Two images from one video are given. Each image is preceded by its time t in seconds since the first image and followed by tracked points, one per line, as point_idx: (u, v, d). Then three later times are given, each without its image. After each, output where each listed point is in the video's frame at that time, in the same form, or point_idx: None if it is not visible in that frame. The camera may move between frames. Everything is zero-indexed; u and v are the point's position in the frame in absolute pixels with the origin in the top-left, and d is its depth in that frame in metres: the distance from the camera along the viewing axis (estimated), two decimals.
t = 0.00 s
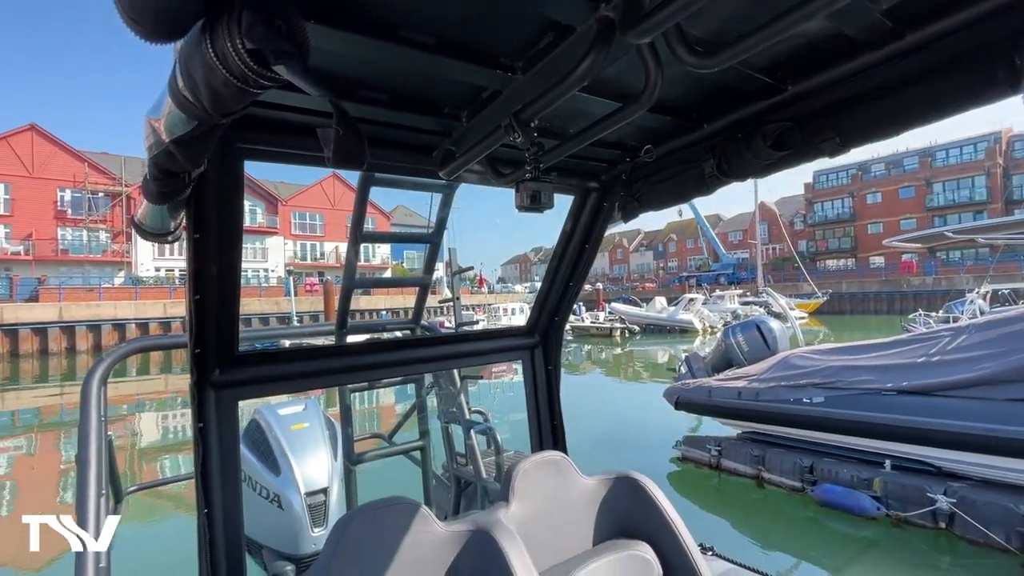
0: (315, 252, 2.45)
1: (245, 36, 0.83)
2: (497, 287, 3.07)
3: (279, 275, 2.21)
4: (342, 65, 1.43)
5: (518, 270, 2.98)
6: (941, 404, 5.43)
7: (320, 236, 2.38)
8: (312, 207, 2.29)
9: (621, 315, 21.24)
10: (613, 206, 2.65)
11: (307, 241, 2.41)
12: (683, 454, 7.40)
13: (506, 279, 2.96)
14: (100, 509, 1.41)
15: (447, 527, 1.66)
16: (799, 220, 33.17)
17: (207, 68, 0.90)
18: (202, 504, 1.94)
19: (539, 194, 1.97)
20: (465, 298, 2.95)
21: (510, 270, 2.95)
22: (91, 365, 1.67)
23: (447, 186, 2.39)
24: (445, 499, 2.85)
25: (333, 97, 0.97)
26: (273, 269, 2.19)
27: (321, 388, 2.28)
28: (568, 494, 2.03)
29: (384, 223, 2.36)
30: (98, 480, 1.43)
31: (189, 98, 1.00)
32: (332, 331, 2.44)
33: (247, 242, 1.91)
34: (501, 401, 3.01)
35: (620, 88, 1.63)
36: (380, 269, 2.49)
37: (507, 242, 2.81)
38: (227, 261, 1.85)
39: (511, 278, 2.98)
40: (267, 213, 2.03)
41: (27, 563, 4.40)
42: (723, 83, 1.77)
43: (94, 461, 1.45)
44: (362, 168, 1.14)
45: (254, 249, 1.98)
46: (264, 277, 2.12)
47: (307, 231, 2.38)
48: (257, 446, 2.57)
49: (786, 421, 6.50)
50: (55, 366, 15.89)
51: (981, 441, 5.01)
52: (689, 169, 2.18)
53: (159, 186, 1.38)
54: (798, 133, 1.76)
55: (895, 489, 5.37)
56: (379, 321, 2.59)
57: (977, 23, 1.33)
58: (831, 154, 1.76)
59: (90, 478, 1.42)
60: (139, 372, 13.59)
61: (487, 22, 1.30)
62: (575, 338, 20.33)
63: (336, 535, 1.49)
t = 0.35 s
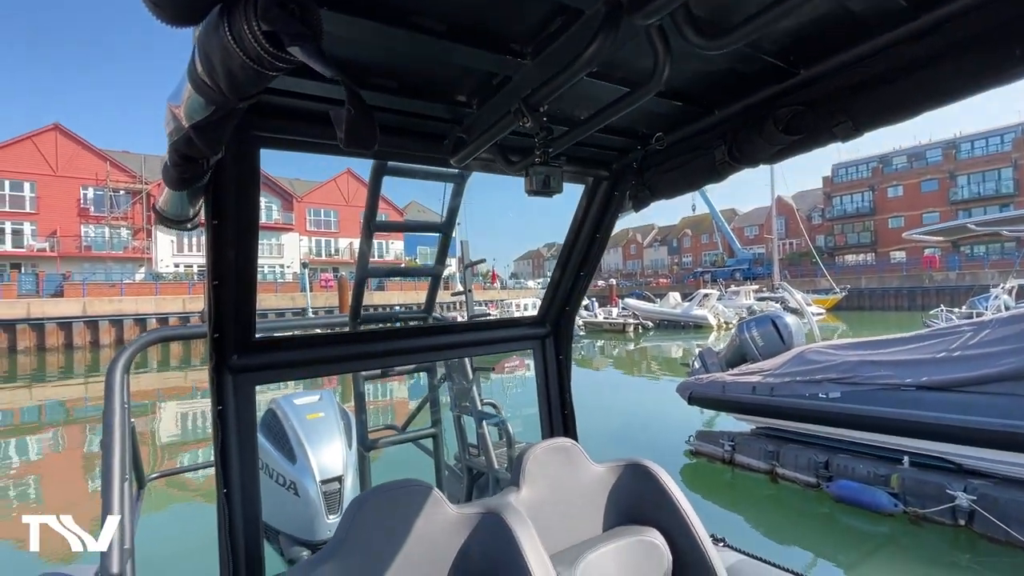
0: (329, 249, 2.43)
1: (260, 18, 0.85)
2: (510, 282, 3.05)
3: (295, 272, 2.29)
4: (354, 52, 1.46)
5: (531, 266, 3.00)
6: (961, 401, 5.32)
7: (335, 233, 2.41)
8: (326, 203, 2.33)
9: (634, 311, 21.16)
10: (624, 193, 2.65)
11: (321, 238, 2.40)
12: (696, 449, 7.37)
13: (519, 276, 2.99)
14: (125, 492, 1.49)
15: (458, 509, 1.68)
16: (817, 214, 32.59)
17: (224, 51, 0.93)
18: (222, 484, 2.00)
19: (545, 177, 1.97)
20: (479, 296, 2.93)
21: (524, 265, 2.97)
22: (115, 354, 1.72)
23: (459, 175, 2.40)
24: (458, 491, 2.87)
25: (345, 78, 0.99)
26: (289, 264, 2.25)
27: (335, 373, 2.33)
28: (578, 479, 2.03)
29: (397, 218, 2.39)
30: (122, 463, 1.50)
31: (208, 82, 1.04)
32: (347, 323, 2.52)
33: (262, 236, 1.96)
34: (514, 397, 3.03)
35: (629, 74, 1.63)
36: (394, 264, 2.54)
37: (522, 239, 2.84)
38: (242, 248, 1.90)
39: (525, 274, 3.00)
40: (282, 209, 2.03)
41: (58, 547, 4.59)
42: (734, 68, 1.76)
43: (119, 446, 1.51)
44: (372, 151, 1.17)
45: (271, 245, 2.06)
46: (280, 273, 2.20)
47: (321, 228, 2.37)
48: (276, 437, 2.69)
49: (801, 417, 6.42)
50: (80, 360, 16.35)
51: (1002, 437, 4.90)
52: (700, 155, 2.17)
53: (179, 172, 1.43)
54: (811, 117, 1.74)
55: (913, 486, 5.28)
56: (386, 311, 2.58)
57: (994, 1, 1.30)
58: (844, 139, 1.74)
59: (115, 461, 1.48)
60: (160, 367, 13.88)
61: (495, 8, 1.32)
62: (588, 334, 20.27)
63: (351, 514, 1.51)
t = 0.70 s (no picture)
0: (340, 248, 2.51)
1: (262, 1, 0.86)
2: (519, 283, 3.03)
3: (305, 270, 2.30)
4: (358, 40, 1.47)
5: (539, 265, 2.99)
6: (975, 398, 5.23)
7: (344, 231, 2.39)
8: (335, 202, 2.32)
9: (643, 310, 21.12)
10: (630, 185, 2.64)
11: (332, 237, 2.45)
12: (704, 447, 7.33)
13: (527, 274, 2.95)
14: (137, 485, 1.51)
15: (461, 498, 1.68)
16: (830, 212, 32.21)
17: (228, 34, 0.94)
18: (230, 472, 2.02)
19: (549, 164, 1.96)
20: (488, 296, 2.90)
21: (531, 264, 2.97)
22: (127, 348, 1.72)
23: (465, 167, 2.38)
24: (464, 486, 2.86)
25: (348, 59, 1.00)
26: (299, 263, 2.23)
27: (341, 364, 2.34)
28: (582, 470, 2.03)
29: (404, 214, 2.42)
30: (134, 457, 1.51)
31: (213, 67, 1.05)
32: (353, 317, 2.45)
33: (271, 234, 1.99)
34: (522, 397, 3.03)
35: (633, 62, 1.63)
36: (404, 264, 2.58)
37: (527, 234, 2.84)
38: (249, 237, 1.91)
39: (533, 273, 2.98)
40: (293, 209, 2.15)
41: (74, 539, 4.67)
42: (739, 55, 1.75)
43: (132, 436, 1.54)
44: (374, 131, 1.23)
45: (280, 244, 2.07)
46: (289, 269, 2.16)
47: (330, 227, 2.39)
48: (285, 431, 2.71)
49: (812, 415, 6.36)
50: (96, 357, 16.64)
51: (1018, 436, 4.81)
52: (706, 145, 2.15)
53: (186, 160, 1.45)
54: (818, 104, 1.71)
55: (926, 484, 5.19)
56: (393, 300, 2.59)
57: None
58: (852, 127, 1.71)
59: (126, 454, 1.50)
60: (175, 365, 14.10)
61: None
62: (596, 333, 20.24)
63: (357, 503, 1.50)
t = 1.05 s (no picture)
0: (347, 246, 2.49)
1: None
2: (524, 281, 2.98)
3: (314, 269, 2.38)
4: (361, 28, 1.46)
5: (545, 264, 2.96)
6: (989, 398, 5.15)
7: (352, 230, 2.41)
8: (343, 201, 2.35)
9: (650, 308, 21.02)
10: (636, 178, 2.62)
11: (339, 235, 2.45)
12: (711, 445, 7.26)
13: (534, 273, 2.95)
14: (144, 479, 1.51)
15: (465, 492, 1.66)
16: (839, 210, 31.91)
17: (229, 17, 0.94)
18: (235, 464, 2.02)
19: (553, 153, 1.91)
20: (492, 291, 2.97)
21: (538, 263, 2.95)
22: (136, 344, 1.72)
23: (469, 160, 2.34)
24: (470, 481, 2.88)
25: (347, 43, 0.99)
26: (307, 261, 2.32)
27: (346, 358, 2.33)
28: (587, 464, 2.01)
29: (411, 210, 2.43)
30: (143, 450, 1.52)
31: (214, 53, 1.05)
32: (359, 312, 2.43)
33: (279, 235, 2.09)
34: (527, 394, 3.04)
35: (638, 50, 1.61)
36: (410, 264, 2.59)
37: (532, 232, 2.83)
38: (254, 226, 1.91)
39: (539, 272, 2.95)
40: (300, 207, 2.16)
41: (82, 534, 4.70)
42: (748, 42, 1.72)
43: (139, 429, 1.54)
44: (372, 114, 1.35)
45: (288, 243, 2.17)
46: (298, 269, 2.29)
47: (338, 225, 2.42)
48: (292, 425, 2.79)
49: (821, 414, 6.29)
50: (106, 354, 16.80)
51: None
52: (713, 137, 2.12)
53: (188, 150, 1.45)
54: (828, 94, 1.68)
55: (936, 484, 5.13)
56: (398, 295, 2.55)
57: None
58: (863, 115, 1.68)
59: (135, 448, 1.51)
60: (183, 362, 14.21)
61: None
62: (603, 331, 20.15)
63: (361, 493, 1.49)
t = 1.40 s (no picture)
0: (351, 245, 2.48)
1: None
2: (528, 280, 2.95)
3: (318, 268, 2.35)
4: (361, 22, 1.45)
5: (549, 262, 2.93)
6: (997, 397, 5.10)
7: (355, 229, 2.42)
8: (347, 199, 2.33)
9: (654, 307, 20.97)
10: (639, 175, 2.61)
11: (343, 234, 2.46)
12: (715, 445, 7.22)
13: (538, 272, 2.94)
14: (149, 476, 1.51)
15: (467, 491, 1.64)
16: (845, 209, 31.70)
17: (225, 10, 0.93)
18: (237, 461, 2.02)
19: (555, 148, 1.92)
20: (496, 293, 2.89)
21: (542, 261, 2.93)
22: (139, 341, 1.71)
23: (472, 157, 2.32)
24: (473, 479, 2.87)
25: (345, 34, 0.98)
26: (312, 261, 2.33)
27: (348, 355, 2.33)
28: (589, 463, 1.99)
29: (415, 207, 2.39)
30: (146, 448, 1.52)
31: (213, 47, 1.05)
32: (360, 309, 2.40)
33: (277, 232, 2.05)
34: (531, 393, 3.03)
35: (641, 44, 1.59)
36: (415, 264, 2.58)
37: (536, 230, 2.86)
38: (255, 222, 1.91)
39: (543, 271, 2.93)
40: (305, 206, 2.16)
41: (86, 532, 4.71)
42: (753, 35, 1.69)
43: (143, 426, 1.54)
44: (371, 107, 1.35)
45: (292, 242, 2.16)
46: (303, 269, 2.28)
47: (343, 224, 2.43)
48: (294, 422, 2.79)
49: (826, 413, 6.25)
50: (113, 353, 16.89)
51: None
52: (717, 133, 2.10)
53: (189, 146, 1.44)
54: (834, 88, 1.66)
55: (943, 485, 5.08)
56: (402, 293, 2.53)
57: None
58: (871, 110, 1.66)
59: (139, 445, 1.51)
60: (189, 361, 14.27)
61: None
62: (606, 330, 20.10)
63: (362, 491, 1.48)
